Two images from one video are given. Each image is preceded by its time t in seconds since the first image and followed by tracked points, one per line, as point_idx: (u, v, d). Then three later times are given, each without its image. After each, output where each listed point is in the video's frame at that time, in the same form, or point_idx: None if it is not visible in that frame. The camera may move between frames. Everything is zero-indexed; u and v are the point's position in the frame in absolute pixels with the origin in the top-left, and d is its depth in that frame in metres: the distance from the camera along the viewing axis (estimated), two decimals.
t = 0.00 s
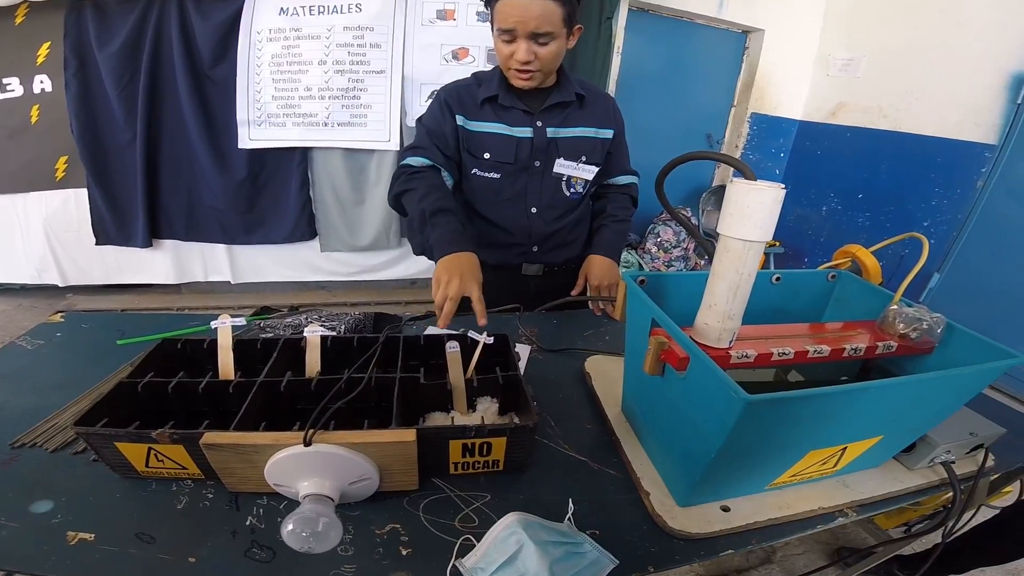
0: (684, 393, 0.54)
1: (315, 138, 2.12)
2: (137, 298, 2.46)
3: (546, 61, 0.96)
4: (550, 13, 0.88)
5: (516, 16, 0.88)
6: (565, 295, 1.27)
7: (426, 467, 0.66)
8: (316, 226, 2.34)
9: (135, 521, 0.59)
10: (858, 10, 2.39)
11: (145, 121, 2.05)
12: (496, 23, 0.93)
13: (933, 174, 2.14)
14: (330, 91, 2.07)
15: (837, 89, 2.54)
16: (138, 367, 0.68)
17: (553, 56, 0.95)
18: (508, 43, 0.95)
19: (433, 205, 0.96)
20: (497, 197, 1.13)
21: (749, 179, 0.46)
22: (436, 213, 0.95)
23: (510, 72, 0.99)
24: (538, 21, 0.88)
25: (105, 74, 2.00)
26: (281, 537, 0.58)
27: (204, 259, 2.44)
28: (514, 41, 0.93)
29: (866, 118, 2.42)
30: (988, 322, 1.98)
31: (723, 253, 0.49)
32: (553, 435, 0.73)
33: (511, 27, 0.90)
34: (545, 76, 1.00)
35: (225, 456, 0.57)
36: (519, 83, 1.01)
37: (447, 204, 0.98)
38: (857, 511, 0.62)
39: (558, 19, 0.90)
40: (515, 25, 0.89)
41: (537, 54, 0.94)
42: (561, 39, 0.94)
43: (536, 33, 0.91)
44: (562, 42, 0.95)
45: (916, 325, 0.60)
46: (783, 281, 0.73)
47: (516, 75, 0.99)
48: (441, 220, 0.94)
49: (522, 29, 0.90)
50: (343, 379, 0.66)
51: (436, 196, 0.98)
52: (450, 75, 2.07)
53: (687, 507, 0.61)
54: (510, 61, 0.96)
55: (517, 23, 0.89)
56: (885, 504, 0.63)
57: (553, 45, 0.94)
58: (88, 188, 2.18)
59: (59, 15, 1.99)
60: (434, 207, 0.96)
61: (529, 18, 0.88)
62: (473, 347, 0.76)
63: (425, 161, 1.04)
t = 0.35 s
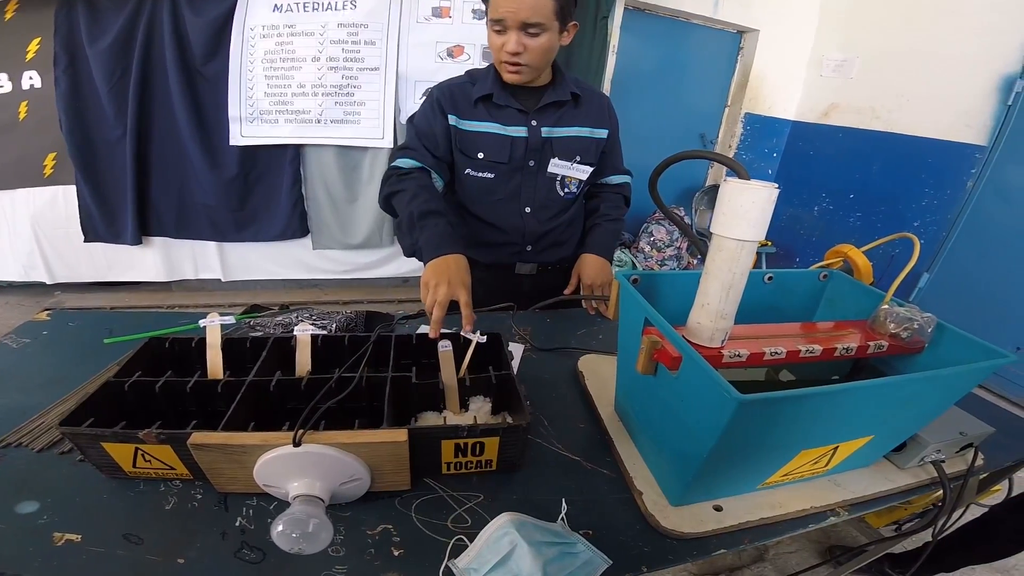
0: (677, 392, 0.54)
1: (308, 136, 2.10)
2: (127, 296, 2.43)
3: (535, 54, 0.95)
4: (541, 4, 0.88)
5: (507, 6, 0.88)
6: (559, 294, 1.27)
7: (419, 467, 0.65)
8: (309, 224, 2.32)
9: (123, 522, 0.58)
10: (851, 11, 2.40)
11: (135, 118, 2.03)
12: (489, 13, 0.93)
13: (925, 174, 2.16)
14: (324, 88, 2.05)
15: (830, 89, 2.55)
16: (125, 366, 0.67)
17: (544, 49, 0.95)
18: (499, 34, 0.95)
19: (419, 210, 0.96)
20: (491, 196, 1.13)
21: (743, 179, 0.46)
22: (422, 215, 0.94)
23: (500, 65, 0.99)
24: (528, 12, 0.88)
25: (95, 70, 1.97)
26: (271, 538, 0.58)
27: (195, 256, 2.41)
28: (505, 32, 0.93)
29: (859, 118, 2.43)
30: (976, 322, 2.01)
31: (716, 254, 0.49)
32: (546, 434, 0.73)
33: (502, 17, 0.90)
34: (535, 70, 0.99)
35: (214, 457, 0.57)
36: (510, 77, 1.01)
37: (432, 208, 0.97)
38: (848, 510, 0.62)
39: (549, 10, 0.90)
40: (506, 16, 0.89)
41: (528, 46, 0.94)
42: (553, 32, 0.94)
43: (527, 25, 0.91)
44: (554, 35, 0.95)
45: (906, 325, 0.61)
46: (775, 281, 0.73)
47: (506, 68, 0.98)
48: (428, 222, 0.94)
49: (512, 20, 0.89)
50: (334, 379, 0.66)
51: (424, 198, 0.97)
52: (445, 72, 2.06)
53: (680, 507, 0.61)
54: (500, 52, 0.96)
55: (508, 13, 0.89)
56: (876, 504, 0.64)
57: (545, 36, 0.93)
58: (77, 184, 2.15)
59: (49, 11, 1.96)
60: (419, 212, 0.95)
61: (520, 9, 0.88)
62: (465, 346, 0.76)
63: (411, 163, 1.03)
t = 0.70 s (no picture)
0: (669, 391, 0.54)
1: (301, 134, 2.09)
2: (117, 294, 2.40)
3: (524, 51, 0.95)
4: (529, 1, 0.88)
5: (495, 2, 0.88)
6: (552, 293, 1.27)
7: (411, 466, 0.65)
8: (300, 222, 2.31)
9: (113, 521, 0.58)
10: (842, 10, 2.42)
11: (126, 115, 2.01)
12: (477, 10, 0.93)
13: (915, 174, 2.18)
14: (316, 86, 2.04)
15: (821, 89, 2.55)
16: (115, 365, 0.66)
17: (533, 46, 0.95)
18: (487, 31, 0.95)
19: (372, 192, 0.88)
20: (484, 194, 1.12)
21: (734, 178, 0.47)
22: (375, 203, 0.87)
23: (489, 60, 0.99)
24: (516, 8, 0.88)
25: (85, 67, 1.95)
26: (263, 538, 0.57)
27: (186, 255, 2.39)
28: (494, 28, 0.93)
29: (850, 118, 2.44)
30: (966, 320, 2.03)
31: (707, 253, 0.49)
32: (538, 433, 0.73)
33: (490, 13, 0.90)
34: (524, 66, 0.99)
35: (204, 456, 0.56)
36: (499, 74, 1.01)
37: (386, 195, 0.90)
38: (838, 509, 0.63)
39: (538, 7, 0.90)
40: (494, 12, 0.89)
41: (516, 42, 0.93)
42: (542, 28, 0.94)
43: (515, 21, 0.91)
44: (543, 32, 0.95)
45: (896, 323, 0.61)
46: (767, 280, 0.73)
47: (495, 64, 0.98)
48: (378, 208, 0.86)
49: (499, 16, 0.90)
50: (325, 377, 0.65)
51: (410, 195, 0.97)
52: (438, 71, 2.05)
53: (673, 505, 0.61)
54: (489, 49, 0.96)
55: (496, 10, 0.89)
56: (865, 502, 0.64)
57: (534, 33, 0.93)
58: (65, 182, 2.13)
59: (39, 9, 1.94)
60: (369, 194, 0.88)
61: (507, 5, 0.88)
62: (457, 345, 0.76)
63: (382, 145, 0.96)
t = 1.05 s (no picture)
0: (666, 390, 0.54)
1: (299, 131, 2.09)
2: (114, 290, 2.40)
3: (529, 42, 0.96)
4: None
5: None
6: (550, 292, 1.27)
7: (408, 463, 0.65)
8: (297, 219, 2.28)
9: (108, 516, 0.58)
10: (841, 12, 2.42)
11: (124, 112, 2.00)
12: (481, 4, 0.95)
13: (911, 176, 2.19)
14: (315, 84, 2.03)
15: (819, 90, 2.57)
16: (112, 360, 0.66)
17: (538, 37, 0.96)
18: (491, 23, 0.96)
19: (323, 210, 0.73)
20: (486, 194, 1.12)
21: (732, 178, 0.47)
22: (320, 226, 0.71)
23: (493, 55, 0.99)
24: None
25: (83, 64, 1.94)
26: (259, 534, 0.57)
27: (183, 250, 2.38)
28: (499, 19, 0.94)
29: (848, 119, 2.45)
30: (961, 322, 2.04)
31: (706, 252, 0.50)
32: (536, 431, 0.73)
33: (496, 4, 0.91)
34: (529, 60, 1.00)
35: (202, 451, 0.56)
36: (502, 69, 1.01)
37: (336, 217, 0.74)
38: (832, 509, 0.63)
39: None
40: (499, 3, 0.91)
41: (522, 32, 0.95)
42: (545, 20, 0.96)
43: (521, 11, 0.92)
44: (546, 24, 0.97)
45: (892, 324, 0.62)
46: (764, 280, 0.74)
47: (499, 58, 0.99)
48: (320, 234, 0.71)
49: (505, 6, 0.91)
50: (323, 374, 0.65)
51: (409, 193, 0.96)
52: (438, 69, 2.05)
53: (669, 504, 0.62)
54: (493, 41, 0.97)
55: None
56: (860, 502, 0.65)
57: (539, 24, 0.95)
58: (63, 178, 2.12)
59: (37, 5, 1.93)
60: (318, 212, 0.73)
61: None
62: (456, 342, 0.76)
63: (375, 145, 0.87)
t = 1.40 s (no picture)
0: (667, 390, 0.54)
1: (299, 130, 2.09)
2: (114, 288, 2.39)
3: (535, 36, 0.97)
4: None
5: None
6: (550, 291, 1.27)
7: (409, 463, 0.65)
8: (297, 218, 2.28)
9: (109, 515, 0.58)
10: (840, 11, 2.44)
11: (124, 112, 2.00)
12: None
13: (910, 175, 2.19)
14: (314, 83, 2.03)
15: (818, 89, 2.58)
16: (114, 358, 0.66)
17: (542, 32, 0.98)
18: (497, 16, 0.96)
19: (317, 214, 0.73)
20: (487, 194, 1.12)
21: (733, 178, 0.47)
22: (314, 232, 0.72)
23: (497, 48, 1.00)
24: None
25: (82, 62, 1.94)
26: (260, 534, 0.57)
27: (182, 249, 2.38)
28: (505, 12, 0.95)
29: (846, 118, 2.46)
30: (960, 321, 2.04)
31: (706, 252, 0.50)
32: (536, 431, 0.73)
33: None
34: (532, 54, 1.01)
35: (204, 451, 0.56)
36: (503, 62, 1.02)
37: (329, 221, 0.74)
38: (832, 508, 0.63)
39: None
40: None
41: (528, 26, 0.96)
42: (550, 16, 0.98)
43: (529, 4, 0.93)
44: (549, 20, 0.98)
45: (892, 323, 0.62)
46: (764, 280, 0.74)
47: (502, 50, 0.99)
48: (313, 240, 0.71)
49: None
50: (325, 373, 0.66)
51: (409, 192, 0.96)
52: (437, 68, 2.05)
53: (669, 504, 0.62)
54: (499, 33, 0.97)
55: None
56: (859, 501, 0.65)
57: (544, 19, 0.96)
58: (62, 177, 2.11)
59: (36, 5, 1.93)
60: (312, 216, 0.73)
61: None
62: (456, 342, 0.76)
63: (373, 146, 0.87)
